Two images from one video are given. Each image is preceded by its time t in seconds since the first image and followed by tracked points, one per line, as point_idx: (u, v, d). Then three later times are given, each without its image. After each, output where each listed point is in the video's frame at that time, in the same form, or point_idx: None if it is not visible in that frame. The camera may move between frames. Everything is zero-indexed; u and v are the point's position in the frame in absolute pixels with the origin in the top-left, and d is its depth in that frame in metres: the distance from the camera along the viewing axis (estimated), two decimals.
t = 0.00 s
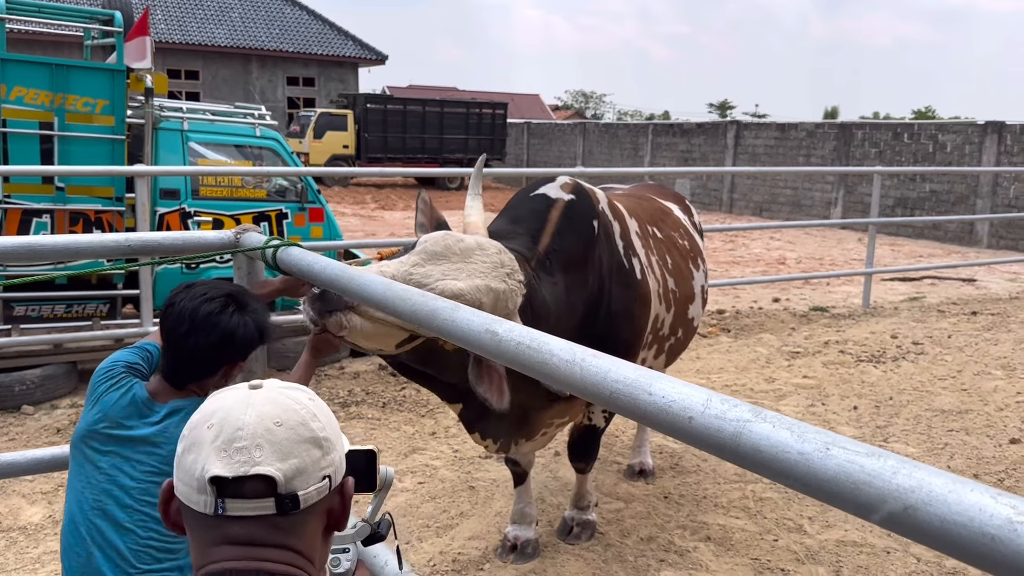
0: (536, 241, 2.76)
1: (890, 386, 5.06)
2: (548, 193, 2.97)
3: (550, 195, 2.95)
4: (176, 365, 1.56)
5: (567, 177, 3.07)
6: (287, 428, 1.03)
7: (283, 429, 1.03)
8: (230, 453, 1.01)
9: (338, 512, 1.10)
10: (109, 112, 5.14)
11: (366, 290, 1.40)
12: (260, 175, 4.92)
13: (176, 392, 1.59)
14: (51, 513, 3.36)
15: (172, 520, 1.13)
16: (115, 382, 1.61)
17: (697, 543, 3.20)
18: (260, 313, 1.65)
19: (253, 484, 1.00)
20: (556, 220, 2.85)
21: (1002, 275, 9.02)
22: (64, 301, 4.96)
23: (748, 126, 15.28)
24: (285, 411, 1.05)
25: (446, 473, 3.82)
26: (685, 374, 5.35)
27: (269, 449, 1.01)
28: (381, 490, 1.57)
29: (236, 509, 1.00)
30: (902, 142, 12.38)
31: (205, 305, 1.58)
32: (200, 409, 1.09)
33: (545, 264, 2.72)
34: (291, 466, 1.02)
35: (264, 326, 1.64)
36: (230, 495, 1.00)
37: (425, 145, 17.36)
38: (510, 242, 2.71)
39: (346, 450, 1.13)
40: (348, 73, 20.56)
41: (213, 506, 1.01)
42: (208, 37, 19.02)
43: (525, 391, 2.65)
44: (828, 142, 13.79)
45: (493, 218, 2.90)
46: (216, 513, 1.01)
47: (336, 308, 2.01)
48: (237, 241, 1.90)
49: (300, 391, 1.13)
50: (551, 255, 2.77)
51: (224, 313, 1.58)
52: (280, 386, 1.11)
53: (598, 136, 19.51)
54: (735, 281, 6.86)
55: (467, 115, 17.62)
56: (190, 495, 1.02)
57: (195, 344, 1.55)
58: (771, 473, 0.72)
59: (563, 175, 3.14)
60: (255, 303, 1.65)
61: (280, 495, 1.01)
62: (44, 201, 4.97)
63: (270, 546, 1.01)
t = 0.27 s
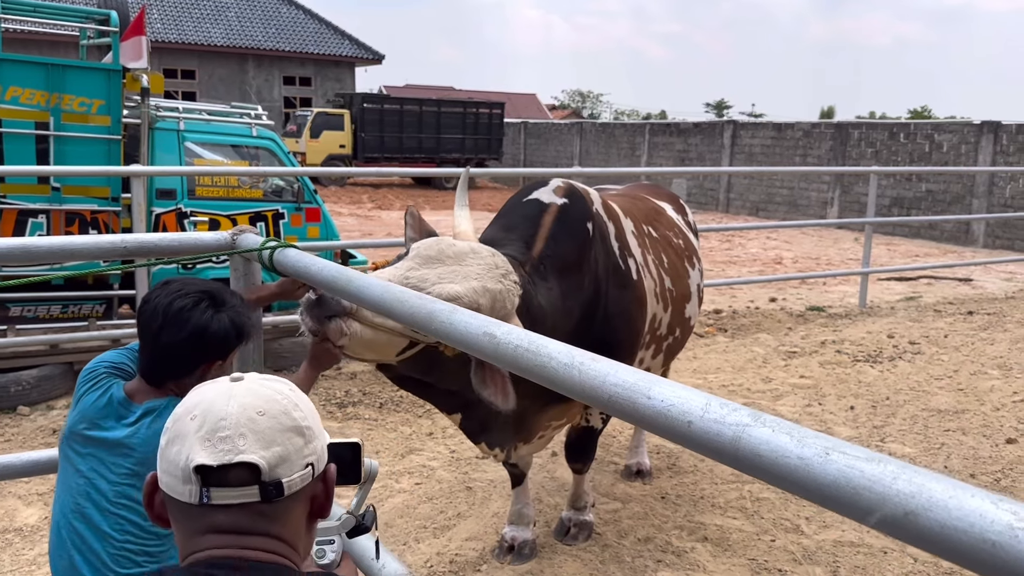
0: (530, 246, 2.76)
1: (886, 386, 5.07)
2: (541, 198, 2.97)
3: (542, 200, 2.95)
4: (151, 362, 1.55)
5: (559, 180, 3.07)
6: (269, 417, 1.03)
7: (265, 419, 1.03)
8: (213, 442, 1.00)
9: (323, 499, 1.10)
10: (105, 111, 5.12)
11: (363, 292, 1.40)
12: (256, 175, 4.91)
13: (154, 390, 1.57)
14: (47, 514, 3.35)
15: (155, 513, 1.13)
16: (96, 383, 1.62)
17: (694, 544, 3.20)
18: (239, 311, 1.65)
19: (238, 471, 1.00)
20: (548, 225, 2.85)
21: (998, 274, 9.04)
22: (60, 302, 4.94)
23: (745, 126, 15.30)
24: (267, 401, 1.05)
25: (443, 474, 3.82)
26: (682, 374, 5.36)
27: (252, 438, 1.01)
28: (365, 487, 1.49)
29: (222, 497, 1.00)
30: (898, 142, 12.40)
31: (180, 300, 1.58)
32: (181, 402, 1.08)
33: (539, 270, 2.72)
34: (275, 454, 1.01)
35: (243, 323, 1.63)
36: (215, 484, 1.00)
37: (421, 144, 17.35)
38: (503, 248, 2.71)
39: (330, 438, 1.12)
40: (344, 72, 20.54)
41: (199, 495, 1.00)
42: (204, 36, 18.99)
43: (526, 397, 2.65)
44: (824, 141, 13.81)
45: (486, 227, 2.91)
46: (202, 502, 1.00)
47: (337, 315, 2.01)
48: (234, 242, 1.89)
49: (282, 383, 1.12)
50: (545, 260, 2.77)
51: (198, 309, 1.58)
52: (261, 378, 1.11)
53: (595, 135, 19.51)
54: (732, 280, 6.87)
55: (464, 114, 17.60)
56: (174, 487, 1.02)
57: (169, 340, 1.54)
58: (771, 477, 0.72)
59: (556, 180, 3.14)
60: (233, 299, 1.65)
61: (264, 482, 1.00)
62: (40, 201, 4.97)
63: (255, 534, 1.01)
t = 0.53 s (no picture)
0: (518, 244, 2.75)
1: (881, 386, 5.08)
2: (528, 196, 2.96)
3: (529, 198, 2.94)
4: (135, 363, 1.54)
5: (546, 178, 3.06)
6: (227, 403, 1.03)
7: (222, 405, 1.03)
8: (171, 431, 1.00)
9: (284, 482, 1.10)
10: (98, 111, 5.10)
11: (355, 292, 1.39)
12: (251, 174, 4.89)
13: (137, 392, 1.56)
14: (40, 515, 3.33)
15: (115, 505, 1.12)
16: (79, 385, 1.61)
17: (689, 544, 3.20)
18: (225, 313, 1.63)
19: (199, 459, 0.99)
20: (537, 222, 2.84)
21: (993, 274, 9.05)
22: (53, 302, 4.93)
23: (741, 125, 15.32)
24: (223, 388, 1.04)
25: (438, 474, 3.81)
26: (678, 373, 5.35)
27: (211, 424, 1.00)
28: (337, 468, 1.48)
29: (184, 486, 0.99)
30: (894, 141, 12.42)
31: (163, 301, 1.57)
32: (137, 395, 1.07)
33: (529, 266, 2.71)
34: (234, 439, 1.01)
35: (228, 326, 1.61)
36: (176, 473, 0.99)
37: (417, 144, 17.33)
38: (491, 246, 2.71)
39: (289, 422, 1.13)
40: (340, 72, 20.50)
41: (160, 484, 1.00)
42: (199, 35, 18.95)
43: (522, 398, 2.65)
44: (819, 141, 13.82)
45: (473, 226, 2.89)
46: (163, 491, 1.00)
47: (332, 316, 1.99)
48: (226, 242, 1.88)
49: (236, 370, 1.12)
50: (535, 257, 2.76)
51: (181, 310, 1.56)
52: (215, 366, 1.11)
53: (591, 135, 19.50)
54: (728, 280, 6.87)
55: (460, 114, 17.58)
56: (135, 478, 1.01)
57: (151, 342, 1.53)
58: (761, 479, 0.71)
59: (543, 177, 3.13)
60: (219, 302, 1.63)
61: (225, 468, 1.00)
62: (34, 200, 4.96)
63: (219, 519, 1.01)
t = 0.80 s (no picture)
0: (507, 241, 2.75)
1: (876, 385, 5.08)
2: (516, 194, 2.96)
3: (517, 196, 2.94)
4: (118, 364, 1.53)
5: (537, 175, 3.06)
6: (189, 391, 1.03)
7: (185, 393, 1.03)
8: (136, 421, 1.00)
9: (247, 466, 1.11)
10: (91, 110, 5.08)
11: (345, 291, 1.37)
12: (245, 173, 4.88)
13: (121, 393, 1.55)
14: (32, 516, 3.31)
15: (80, 499, 1.11)
16: (65, 387, 1.57)
17: (683, 543, 3.19)
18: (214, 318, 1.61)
19: (166, 446, 1.00)
20: (525, 219, 2.84)
21: (988, 273, 9.06)
22: (46, 301, 4.91)
23: (736, 125, 15.32)
24: (184, 377, 1.05)
25: (432, 473, 3.80)
26: (673, 372, 5.35)
27: (176, 412, 1.01)
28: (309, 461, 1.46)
29: (153, 473, 0.99)
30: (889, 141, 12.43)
31: (149, 302, 1.56)
32: (96, 388, 1.07)
33: (518, 262, 2.71)
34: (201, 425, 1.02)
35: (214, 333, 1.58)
36: (144, 461, 0.99)
37: (413, 143, 17.31)
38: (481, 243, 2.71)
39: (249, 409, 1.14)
40: (335, 71, 20.46)
41: (128, 473, 0.99)
42: (194, 34, 18.89)
43: (516, 397, 2.65)
44: (815, 140, 13.82)
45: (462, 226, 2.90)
46: (131, 480, 1.00)
47: (327, 317, 2.00)
48: (216, 241, 1.86)
49: (193, 359, 1.12)
50: (523, 253, 2.76)
51: (166, 313, 1.55)
52: (173, 356, 1.10)
53: (587, 134, 19.49)
54: (723, 279, 6.86)
55: (455, 113, 17.57)
56: (101, 468, 1.00)
57: (133, 343, 1.52)
58: (749, 479, 0.70)
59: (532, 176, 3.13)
60: (209, 306, 1.61)
61: (192, 454, 1.01)
62: (26, 200, 4.94)
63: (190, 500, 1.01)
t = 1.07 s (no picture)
0: (502, 241, 2.75)
1: (871, 384, 5.09)
2: (510, 194, 2.96)
3: (512, 197, 2.92)
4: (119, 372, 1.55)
5: (531, 176, 3.05)
6: (155, 379, 1.06)
7: (151, 382, 1.05)
8: (107, 411, 1.01)
9: (211, 452, 1.15)
10: (86, 109, 5.07)
11: (340, 291, 1.37)
12: (240, 173, 4.87)
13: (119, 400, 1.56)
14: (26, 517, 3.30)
15: (53, 499, 1.12)
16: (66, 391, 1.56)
17: (679, 542, 3.19)
18: (221, 328, 1.61)
19: (141, 431, 1.02)
20: (520, 220, 2.83)
21: (983, 273, 9.09)
22: (41, 302, 4.89)
23: (732, 125, 15.34)
24: (147, 368, 1.07)
25: (428, 473, 3.80)
26: (668, 372, 5.35)
27: (147, 399, 1.03)
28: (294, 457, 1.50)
29: (130, 459, 1.01)
30: (884, 140, 12.45)
31: (156, 310, 1.59)
32: (59, 388, 1.07)
33: (513, 261, 2.70)
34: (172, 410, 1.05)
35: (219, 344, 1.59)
36: (121, 447, 1.00)
37: (409, 143, 17.29)
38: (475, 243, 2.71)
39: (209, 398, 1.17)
40: (331, 70, 20.43)
41: (104, 462, 1.00)
42: (190, 33, 18.85)
43: (511, 397, 2.65)
44: (810, 140, 13.84)
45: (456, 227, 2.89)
46: (108, 468, 1.01)
47: (324, 318, 1.99)
48: (211, 240, 1.86)
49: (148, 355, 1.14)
50: (518, 253, 2.75)
51: (173, 323, 1.57)
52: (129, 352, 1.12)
53: (583, 134, 19.49)
54: (719, 279, 6.87)
55: (451, 113, 17.56)
56: (76, 460, 1.01)
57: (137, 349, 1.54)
58: (741, 478, 0.70)
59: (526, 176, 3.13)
60: (217, 316, 1.61)
61: (166, 437, 1.03)
62: (21, 199, 4.92)
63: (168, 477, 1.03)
